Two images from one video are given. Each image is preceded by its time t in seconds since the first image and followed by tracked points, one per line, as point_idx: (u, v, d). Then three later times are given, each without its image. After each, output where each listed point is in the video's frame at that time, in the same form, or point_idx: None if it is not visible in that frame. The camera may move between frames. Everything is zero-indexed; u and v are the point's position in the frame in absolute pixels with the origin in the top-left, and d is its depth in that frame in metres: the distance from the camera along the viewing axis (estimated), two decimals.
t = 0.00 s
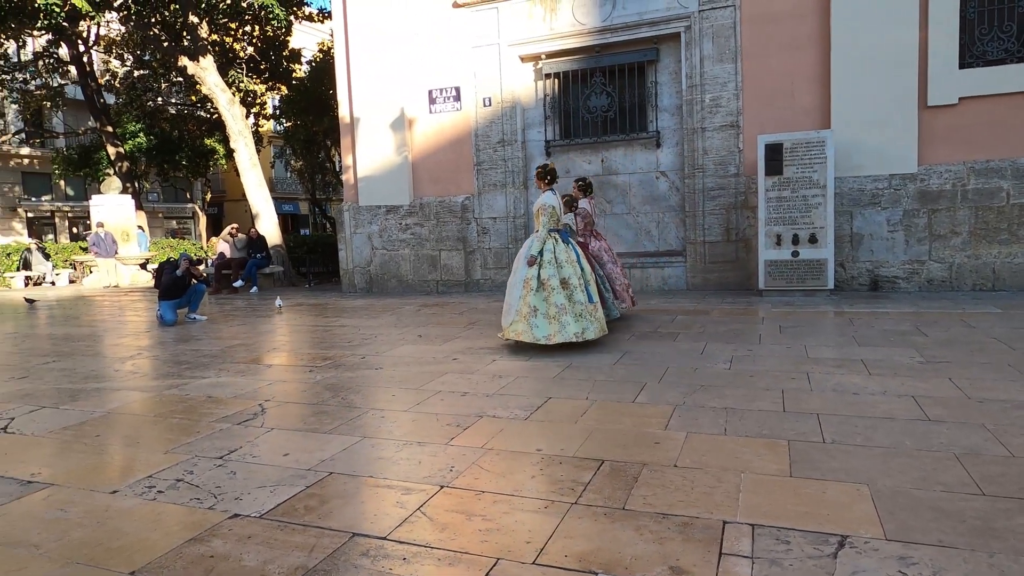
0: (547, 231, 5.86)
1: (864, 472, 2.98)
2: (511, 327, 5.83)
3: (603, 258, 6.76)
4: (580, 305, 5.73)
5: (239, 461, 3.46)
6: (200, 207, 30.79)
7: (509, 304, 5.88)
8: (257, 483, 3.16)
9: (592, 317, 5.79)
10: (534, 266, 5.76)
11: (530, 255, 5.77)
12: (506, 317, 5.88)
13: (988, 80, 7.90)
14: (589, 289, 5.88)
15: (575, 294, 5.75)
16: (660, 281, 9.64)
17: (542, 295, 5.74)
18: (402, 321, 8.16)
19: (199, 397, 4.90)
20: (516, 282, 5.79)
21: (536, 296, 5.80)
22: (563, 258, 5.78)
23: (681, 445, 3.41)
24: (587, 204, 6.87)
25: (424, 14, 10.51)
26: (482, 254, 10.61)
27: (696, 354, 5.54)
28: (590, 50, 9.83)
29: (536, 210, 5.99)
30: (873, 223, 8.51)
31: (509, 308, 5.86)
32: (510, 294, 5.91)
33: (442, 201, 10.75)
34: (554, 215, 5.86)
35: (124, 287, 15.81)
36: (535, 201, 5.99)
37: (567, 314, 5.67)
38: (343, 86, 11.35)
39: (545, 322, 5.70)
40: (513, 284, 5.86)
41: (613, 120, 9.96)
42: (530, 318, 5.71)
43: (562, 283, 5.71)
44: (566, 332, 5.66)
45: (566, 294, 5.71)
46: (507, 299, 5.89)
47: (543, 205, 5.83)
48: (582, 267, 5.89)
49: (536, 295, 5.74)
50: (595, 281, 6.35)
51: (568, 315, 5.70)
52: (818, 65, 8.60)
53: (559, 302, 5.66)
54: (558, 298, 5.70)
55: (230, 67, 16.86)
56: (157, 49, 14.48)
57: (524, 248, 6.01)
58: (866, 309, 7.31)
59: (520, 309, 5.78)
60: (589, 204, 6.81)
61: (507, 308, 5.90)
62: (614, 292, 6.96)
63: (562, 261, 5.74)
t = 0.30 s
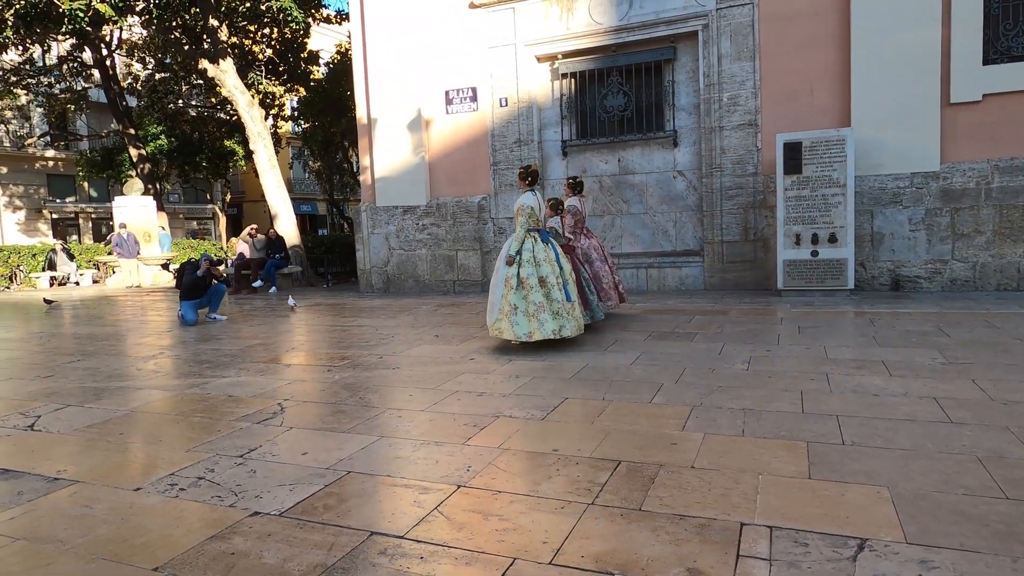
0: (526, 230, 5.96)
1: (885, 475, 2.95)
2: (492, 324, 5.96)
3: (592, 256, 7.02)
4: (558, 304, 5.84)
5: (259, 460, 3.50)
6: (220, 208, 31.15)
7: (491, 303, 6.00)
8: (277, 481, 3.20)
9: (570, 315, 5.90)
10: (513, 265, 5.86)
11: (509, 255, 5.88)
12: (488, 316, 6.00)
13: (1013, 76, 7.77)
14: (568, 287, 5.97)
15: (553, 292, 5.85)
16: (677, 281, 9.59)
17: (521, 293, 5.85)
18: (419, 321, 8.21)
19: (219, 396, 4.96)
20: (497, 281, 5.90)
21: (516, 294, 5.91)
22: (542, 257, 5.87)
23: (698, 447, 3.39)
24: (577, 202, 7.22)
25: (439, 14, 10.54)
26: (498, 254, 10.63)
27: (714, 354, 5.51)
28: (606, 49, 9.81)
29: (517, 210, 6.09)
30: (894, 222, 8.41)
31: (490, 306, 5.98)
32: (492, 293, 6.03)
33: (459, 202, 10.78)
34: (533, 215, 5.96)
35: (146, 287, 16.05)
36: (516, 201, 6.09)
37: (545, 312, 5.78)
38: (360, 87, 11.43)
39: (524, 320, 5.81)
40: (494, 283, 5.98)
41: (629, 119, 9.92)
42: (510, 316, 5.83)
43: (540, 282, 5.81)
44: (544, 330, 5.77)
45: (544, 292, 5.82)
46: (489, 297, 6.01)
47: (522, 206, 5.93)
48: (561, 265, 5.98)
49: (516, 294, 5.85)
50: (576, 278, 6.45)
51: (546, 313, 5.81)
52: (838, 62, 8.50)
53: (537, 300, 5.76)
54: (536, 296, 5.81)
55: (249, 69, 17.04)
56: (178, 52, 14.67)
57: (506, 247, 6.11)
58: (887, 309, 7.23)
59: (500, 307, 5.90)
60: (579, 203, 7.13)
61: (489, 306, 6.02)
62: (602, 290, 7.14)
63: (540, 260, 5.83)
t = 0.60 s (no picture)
0: (507, 235, 6.05)
1: (902, 476, 2.92)
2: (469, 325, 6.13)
3: (580, 260, 7.17)
4: (532, 307, 5.92)
5: (275, 461, 3.54)
6: (236, 210, 31.45)
7: (470, 303, 6.17)
8: (293, 483, 3.23)
9: (544, 319, 5.95)
10: (490, 268, 5.99)
11: (488, 258, 6.01)
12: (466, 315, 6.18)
13: None
14: (545, 292, 6.03)
15: (528, 296, 5.92)
16: (692, 281, 9.55)
17: (496, 296, 5.97)
18: (433, 322, 8.24)
19: (236, 398, 5.02)
20: (476, 283, 6.05)
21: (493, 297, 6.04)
22: (520, 261, 5.96)
23: (713, 448, 3.38)
24: (564, 208, 7.20)
25: (451, 16, 10.57)
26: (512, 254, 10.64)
27: (729, 354, 5.48)
28: (619, 49, 9.78)
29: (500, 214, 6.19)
30: (912, 219, 8.31)
31: (468, 306, 6.15)
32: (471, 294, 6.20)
33: (472, 202, 10.80)
34: (514, 220, 6.03)
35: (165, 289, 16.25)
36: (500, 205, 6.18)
37: (517, 315, 5.88)
38: (374, 89, 11.49)
39: (497, 321, 5.94)
40: (474, 284, 6.13)
41: (642, 118, 9.89)
42: (483, 317, 5.97)
43: (515, 286, 5.91)
44: (515, 332, 5.88)
45: (518, 296, 5.91)
46: (468, 298, 6.18)
47: (503, 210, 6.02)
48: (540, 270, 6.03)
49: (491, 296, 5.98)
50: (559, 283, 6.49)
51: (519, 316, 5.91)
52: (854, 58, 8.41)
53: (510, 303, 5.87)
54: (511, 299, 5.91)
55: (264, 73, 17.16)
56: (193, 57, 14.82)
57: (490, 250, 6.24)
58: (905, 308, 7.15)
59: (476, 308, 6.06)
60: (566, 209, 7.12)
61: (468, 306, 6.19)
62: (592, 293, 7.31)
63: (517, 264, 5.91)
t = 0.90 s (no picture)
0: (486, 234, 6.23)
1: (914, 477, 2.90)
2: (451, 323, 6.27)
3: (563, 257, 7.32)
4: (510, 304, 6.08)
5: (286, 462, 3.56)
6: (248, 211, 31.65)
7: (451, 301, 6.32)
8: (304, 483, 3.25)
9: (523, 316, 6.11)
10: (471, 266, 6.16)
11: (468, 257, 6.18)
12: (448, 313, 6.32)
13: None
14: (523, 289, 6.20)
15: (507, 294, 6.09)
16: (703, 280, 9.51)
17: (476, 294, 6.12)
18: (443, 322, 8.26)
19: (247, 398, 5.05)
20: (456, 281, 6.20)
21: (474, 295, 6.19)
22: (499, 259, 6.13)
23: (723, 449, 3.36)
24: (549, 206, 7.37)
25: (461, 16, 10.58)
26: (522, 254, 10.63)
27: (741, 354, 5.46)
28: (628, 47, 9.75)
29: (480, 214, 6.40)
30: (926, 217, 8.23)
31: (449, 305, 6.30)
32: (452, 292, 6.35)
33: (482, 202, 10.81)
34: (493, 219, 6.24)
35: (178, 290, 16.36)
36: (479, 206, 6.39)
37: (497, 311, 6.04)
38: (383, 90, 11.53)
39: (476, 319, 6.09)
40: (455, 283, 6.28)
41: (652, 117, 9.86)
42: (464, 314, 6.12)
43: (494, 283, 6.08)
44: (495, 329, 6.03)
45: (497, 293, 6.08)
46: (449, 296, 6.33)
47: (483, 210, 6.24)
48: (518, 268, 6.21)
49: (472, 293, 6.13)
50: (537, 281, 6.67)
51: (499, 313, 6.06)
52: (866, 54, 8.34)
53: (489, 300, 6.03)
54: (490, 297, 6.07)
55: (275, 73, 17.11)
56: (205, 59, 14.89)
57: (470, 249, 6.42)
58: (918, 307, 7.08)
59: (457, 306, 6.21)
60: (550, 207, 7.28)
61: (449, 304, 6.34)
62: (575, 290, 7.40)
63: (495, 262, 6.08)
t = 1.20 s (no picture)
0: (469, 240, 6.44)
1: (926, 483, 2.87)
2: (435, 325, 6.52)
3: (547, 262, 7.50)
4: (492, 309, 6.33)
5: (295, 461, 3.58)
6: (260, 211, 31.84)
7: (434, 305, 6.55)
8: (313, 483, 3.26)
9: (504, 320, 6.36)
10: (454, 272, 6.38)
11: (450, 262, 6.39)
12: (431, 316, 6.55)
13: None
14: (505, 294, 6.45)
15: (489, 299, 6.33)
16: (713, 282, 9.46)
17: (459, 298, 6.36)
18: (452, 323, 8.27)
19: (257, 397, 5.07)
20: (439, 285, 6.42)
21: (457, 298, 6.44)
22: (481, 264, 6.36)
23: (732, 452, 3.34)
24: (535, 212, 7.66)
25: (472, 17, 10.59)
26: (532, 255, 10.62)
27: (750, 356, 5.43)
28: (639, 48, 9.73)
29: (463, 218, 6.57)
30: (939, 220, 8.15)
31: (433, 308, 6.52)
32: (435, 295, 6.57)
33: (491, 203, 10.82)
34: (476, 225, 6.43)
35: (189, 289, 16.46)
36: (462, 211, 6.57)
37: (479, 316, 6.28)
38: (394, 91, 11.57)
39: (459, 323, 6.33)
40: (438, 287, 6.51)
41: (663, 118, 9.83)
42: (447, 318, 6.35)
43: (476, 288, 6.32)
44: (477, 333, 6.28)
45: (480, 298, 6.32)
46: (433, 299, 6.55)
47: (466, 216, 6.42)
48: (500, 273, 6.45)
49: (454, 298, 6.37)
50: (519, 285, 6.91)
51: (481, 318, 6.31)
52: (879, 55, 8.28)
53: (472, 305, 6.26)
54: (472, 302, 6.31)
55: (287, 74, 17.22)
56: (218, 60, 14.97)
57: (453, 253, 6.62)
58: (930, 310, 7.01)
59: (440, 310, 6.44)
60: (536, 213, 7.58)
61: (432, 307, 6.56)
62: (559, 294, 7.57)
63: (478, 267, 6.31)
